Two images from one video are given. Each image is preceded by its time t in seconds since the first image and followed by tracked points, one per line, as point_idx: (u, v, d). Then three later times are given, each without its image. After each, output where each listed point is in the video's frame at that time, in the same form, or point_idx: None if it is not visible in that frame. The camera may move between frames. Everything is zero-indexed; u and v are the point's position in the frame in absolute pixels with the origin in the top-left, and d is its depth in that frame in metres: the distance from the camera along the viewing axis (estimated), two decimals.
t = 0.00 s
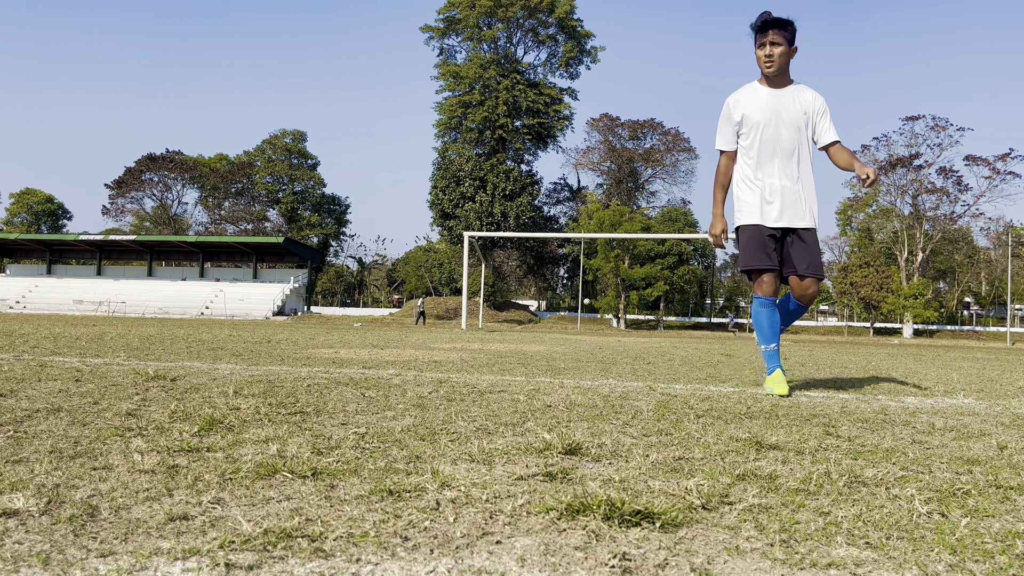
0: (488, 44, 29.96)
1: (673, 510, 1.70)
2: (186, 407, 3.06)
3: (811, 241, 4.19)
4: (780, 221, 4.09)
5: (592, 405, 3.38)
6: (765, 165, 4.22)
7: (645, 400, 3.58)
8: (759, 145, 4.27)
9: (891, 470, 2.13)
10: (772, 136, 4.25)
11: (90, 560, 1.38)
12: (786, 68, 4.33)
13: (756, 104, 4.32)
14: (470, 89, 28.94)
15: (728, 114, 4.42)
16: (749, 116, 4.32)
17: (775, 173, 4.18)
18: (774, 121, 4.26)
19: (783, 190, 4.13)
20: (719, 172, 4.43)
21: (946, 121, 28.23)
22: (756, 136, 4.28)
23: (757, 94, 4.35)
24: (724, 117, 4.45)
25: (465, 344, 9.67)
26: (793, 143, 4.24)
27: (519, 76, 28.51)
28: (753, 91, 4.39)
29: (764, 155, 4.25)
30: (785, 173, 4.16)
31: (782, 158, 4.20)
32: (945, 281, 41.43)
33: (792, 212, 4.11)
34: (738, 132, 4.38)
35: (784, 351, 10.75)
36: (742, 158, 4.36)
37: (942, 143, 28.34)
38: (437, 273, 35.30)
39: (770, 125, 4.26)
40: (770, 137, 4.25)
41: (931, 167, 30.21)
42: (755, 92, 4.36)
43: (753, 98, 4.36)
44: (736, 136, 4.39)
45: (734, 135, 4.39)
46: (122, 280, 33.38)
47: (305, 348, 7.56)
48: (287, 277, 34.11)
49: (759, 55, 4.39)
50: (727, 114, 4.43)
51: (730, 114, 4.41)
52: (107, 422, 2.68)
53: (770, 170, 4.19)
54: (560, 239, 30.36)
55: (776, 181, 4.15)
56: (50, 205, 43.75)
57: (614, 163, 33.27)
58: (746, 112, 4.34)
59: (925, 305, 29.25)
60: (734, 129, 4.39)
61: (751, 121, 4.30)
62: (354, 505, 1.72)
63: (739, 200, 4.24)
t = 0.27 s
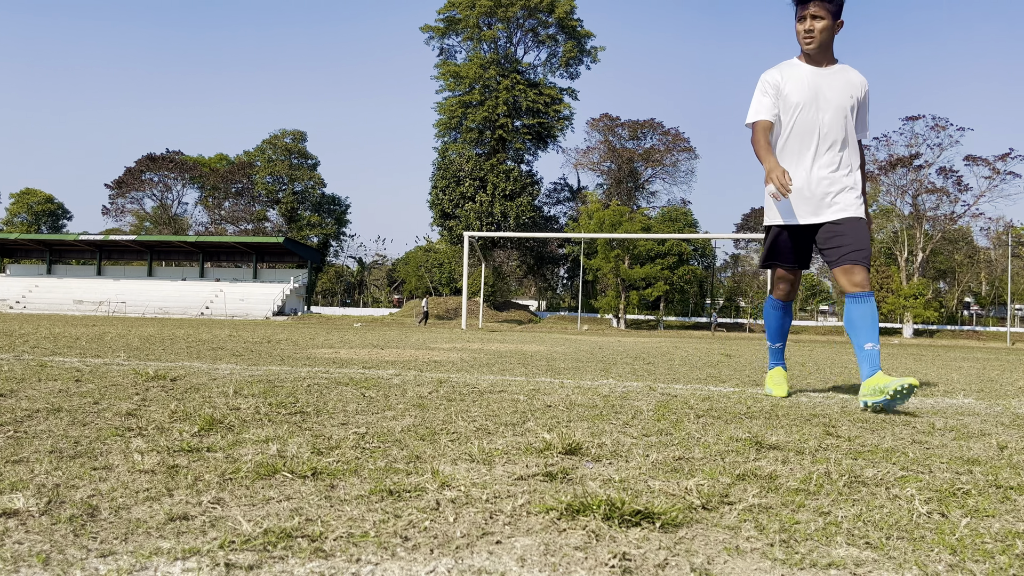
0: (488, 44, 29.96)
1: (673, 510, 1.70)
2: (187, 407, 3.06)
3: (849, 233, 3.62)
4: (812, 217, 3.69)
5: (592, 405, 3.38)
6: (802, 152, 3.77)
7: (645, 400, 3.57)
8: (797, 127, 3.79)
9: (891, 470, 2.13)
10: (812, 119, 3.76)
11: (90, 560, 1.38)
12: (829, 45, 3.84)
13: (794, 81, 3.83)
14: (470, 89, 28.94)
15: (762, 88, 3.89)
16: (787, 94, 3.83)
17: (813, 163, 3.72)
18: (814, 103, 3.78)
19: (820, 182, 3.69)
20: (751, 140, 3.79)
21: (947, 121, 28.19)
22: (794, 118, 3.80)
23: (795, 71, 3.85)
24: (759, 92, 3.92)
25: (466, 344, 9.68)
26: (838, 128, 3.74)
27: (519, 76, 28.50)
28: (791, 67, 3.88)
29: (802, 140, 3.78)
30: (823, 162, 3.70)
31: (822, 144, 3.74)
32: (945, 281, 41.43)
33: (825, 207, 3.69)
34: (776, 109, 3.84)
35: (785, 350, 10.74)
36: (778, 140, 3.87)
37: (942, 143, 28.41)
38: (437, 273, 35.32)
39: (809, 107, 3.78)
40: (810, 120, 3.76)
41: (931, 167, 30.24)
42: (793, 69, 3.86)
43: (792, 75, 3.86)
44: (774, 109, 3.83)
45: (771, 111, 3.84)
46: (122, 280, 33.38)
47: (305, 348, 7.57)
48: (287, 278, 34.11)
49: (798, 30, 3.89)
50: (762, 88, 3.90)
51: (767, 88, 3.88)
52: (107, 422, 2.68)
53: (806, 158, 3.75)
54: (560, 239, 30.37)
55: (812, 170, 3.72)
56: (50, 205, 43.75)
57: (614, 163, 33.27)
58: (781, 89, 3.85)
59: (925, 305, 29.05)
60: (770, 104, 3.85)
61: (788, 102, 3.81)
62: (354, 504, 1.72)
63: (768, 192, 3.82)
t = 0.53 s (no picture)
0: (488, 45, 29.97)
1: (673, 510, 1.70)
2: (186, 407, 3.05)
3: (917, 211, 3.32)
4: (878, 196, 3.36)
5: (592, 406, 3.39)
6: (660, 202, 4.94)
7: (646, 401, 3.58)
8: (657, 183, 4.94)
9: (891, 471, 2.14)
10: (669, 179, 4.95)
11: (89, 560, 1.38)
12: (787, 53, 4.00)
13: (659, 147, 4.96)
14: (470, 89, 28.96)
15: (634, 148, 4.92)
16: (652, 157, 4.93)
17: (668, 211, 4.93)
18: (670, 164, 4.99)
19: (669, 226, 4.94)
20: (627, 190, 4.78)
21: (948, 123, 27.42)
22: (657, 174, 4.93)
23: (659, 139, 4.96)
24: (628, 152, 4.96)
25: (466, 345, 9.68)
26: (683, 186, 5.02)
27: (520, 77, 28.49)
28: (653, 135, 5.01)
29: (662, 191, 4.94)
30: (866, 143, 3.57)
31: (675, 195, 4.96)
32: (945, 282, 41.48)
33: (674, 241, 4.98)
34: (645, 165, 4.91)
35: (784, 351, 10.82)
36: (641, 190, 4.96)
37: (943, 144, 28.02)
38: (436, 273, 35.34)
39: (668, 168, 4.97)
40: (667, 178, 4.96)
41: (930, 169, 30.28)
42: (657, 137, 4.98)
43: (657, 141, 4.97)
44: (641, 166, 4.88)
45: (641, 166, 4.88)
46: (122, 280, 33.36)
47: (305, 349, 7.57)
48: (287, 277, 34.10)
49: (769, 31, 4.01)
50: (631, 149, 4.95)
51: (636, 150, 4.92)
52: (107, 422, 2.67)
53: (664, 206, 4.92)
54: (560, 240, 30.38)
55: (664, 215, 4.93)
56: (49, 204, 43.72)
57: (614, 164, 33.27)
58: (652, 151, 4.95)
59: (924, 306, 28.83)
60: (640, 163, 4.90)
61: (654, 162, 4.94)
62: (353, 505, 1.72)
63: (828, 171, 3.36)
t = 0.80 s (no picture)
0: (488, 45, 29.97)
1: (673, 511, 1.70)
2: (186, 407, 3.06)
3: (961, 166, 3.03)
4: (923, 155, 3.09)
5: (592, 406, 3.39)
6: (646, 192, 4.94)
7: (645, 401, 3.58)
8: (642, 175, 4.96)
9: (890, 471, 2.14)
10: (652, 172, 4.97)
11: (89, 560, 1.38)
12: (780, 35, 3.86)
13: (640, 140, 5.01)
14: (470, 90, 28.97)
15: (617, 143, 4.97)
16: (634, 151, 4.98)
17: (655, 201, 4.92)
18: (653, 156, 5.02)
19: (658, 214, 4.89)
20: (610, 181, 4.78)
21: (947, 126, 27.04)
22: (639, 166, 4.96)
23: (641, 134, 5.02)
24: (610, 146, 5.00)
25: (466, 344, 9.68)
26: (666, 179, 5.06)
27: (520, 77, 28.48)
28: (634, 130, 5.07)
29: (647, 183, 4.96)
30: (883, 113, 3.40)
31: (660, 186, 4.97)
32: (945, 282, 41.50)
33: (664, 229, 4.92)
34: (627, 159, 4.95)
35: (785, 351, 10.83)
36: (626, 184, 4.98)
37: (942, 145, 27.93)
38: (437, 274, 35.37)
39: (652, 160, 5.00)
40: (651, 169, 4.99)
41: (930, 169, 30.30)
42: (639, 131, 5.04)
43: (640, 136, 5.03)
44: (624, 159, 4.92)
45: (623, 160, 4.92)
46: (122, 280, 33.37)
47: (306, 348, 7.57)
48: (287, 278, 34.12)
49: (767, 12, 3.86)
50: (614, 143, 4.99)
51: (618, 144, 4.97)
52: (107, 422, 2.67)
53: (650, 196, 4.92)
54: (560, 240, 30.40)
55: (653, 206, 4.91)
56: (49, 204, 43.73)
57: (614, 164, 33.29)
58: (634, 144, 5.00)
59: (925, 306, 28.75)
60: (623, 156, 4.93)
61: (637, 154, 4.97)
62: (353, 505, 1.72)
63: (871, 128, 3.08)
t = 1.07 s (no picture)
0: (488, 45, 29.98)
1: (673, 511, 1.70)
2: (186, 407, 3.06)
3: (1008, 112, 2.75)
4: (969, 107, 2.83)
5: (593, 405, 3.40)
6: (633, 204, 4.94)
7: (646, 401, 3.60)
8: (630, 187, 4.94)
9: (890, 470, 2.15)
10: (641, 182, 4.93)
11: (89, 560, 1.38)
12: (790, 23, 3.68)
13: (630, 151, 4.98)
14: (470, 89, 28.98)
15: (604, 157, 4.99)
16: (623, 163, 4.96)
17: (642, 213, 4.93)
18: (644, 166, 4.98)
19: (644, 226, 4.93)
20: (593, 197, 4.83)
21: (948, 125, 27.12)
22: (628, 178, 4.94)
23: (632, 145, 5.00)
24: (600, 159, 5.03)
25: (467, 344, 9.69)
26: (657, 187, 5.00)
27: (520, 77, 28.48)
28: (626, 141, 5.04)
29: (635, 194, 4.94)
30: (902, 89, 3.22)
31: (649, 196, 4.95)
32: (945, 282, 41.53)
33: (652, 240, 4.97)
34: (615, 172, 4.97)
35: (785, 352, 10.86)
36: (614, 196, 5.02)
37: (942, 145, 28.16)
38: (437, 273, 35.38)
39: (642, 170, 4.97)
40: (641, 179, 4.95)
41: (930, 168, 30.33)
42: (629, 143, 5.01)
43: (630, 147, 5.00)
44: (611, 174, 4.95)
45: (611, 173, 4.94)
46: (122, 280, 33.36)
47: (306, 349, 7.57)
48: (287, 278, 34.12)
49: None
50: (603, 156, 5.01)
51: (607, 157, 4.99)
52: (107, 422, 2.67)
53: (637, 208, 4.92)
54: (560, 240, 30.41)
55: (639, 215, 4.93)
56: (49, 204, 43.70)
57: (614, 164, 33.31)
58: (622, 156, 4.98)
59: (924, 306, 28.83)
60: (610, 169, 4.95)
61: (626, 166, 4.95)
62: (353, 505, 1.72)
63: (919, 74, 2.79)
